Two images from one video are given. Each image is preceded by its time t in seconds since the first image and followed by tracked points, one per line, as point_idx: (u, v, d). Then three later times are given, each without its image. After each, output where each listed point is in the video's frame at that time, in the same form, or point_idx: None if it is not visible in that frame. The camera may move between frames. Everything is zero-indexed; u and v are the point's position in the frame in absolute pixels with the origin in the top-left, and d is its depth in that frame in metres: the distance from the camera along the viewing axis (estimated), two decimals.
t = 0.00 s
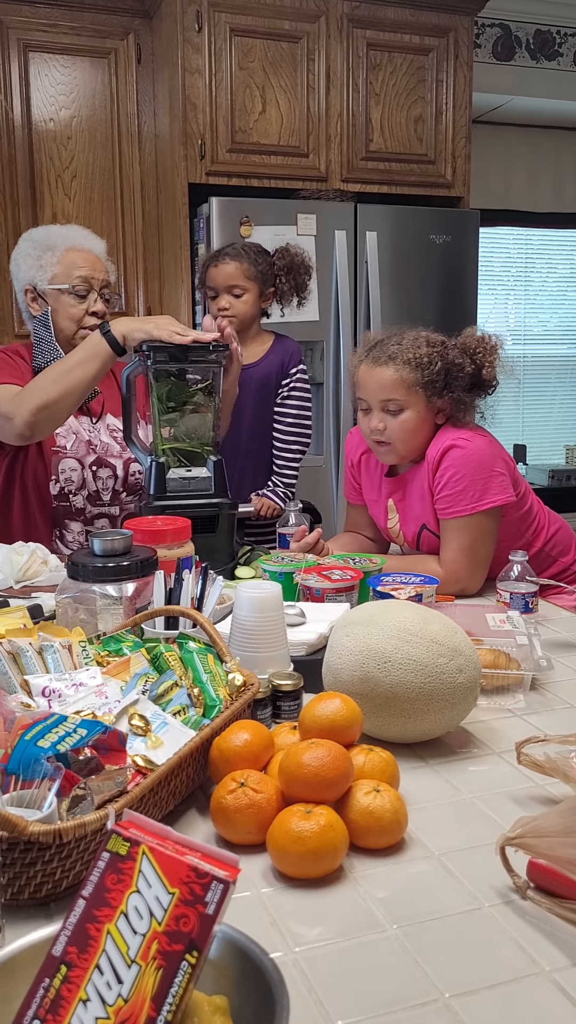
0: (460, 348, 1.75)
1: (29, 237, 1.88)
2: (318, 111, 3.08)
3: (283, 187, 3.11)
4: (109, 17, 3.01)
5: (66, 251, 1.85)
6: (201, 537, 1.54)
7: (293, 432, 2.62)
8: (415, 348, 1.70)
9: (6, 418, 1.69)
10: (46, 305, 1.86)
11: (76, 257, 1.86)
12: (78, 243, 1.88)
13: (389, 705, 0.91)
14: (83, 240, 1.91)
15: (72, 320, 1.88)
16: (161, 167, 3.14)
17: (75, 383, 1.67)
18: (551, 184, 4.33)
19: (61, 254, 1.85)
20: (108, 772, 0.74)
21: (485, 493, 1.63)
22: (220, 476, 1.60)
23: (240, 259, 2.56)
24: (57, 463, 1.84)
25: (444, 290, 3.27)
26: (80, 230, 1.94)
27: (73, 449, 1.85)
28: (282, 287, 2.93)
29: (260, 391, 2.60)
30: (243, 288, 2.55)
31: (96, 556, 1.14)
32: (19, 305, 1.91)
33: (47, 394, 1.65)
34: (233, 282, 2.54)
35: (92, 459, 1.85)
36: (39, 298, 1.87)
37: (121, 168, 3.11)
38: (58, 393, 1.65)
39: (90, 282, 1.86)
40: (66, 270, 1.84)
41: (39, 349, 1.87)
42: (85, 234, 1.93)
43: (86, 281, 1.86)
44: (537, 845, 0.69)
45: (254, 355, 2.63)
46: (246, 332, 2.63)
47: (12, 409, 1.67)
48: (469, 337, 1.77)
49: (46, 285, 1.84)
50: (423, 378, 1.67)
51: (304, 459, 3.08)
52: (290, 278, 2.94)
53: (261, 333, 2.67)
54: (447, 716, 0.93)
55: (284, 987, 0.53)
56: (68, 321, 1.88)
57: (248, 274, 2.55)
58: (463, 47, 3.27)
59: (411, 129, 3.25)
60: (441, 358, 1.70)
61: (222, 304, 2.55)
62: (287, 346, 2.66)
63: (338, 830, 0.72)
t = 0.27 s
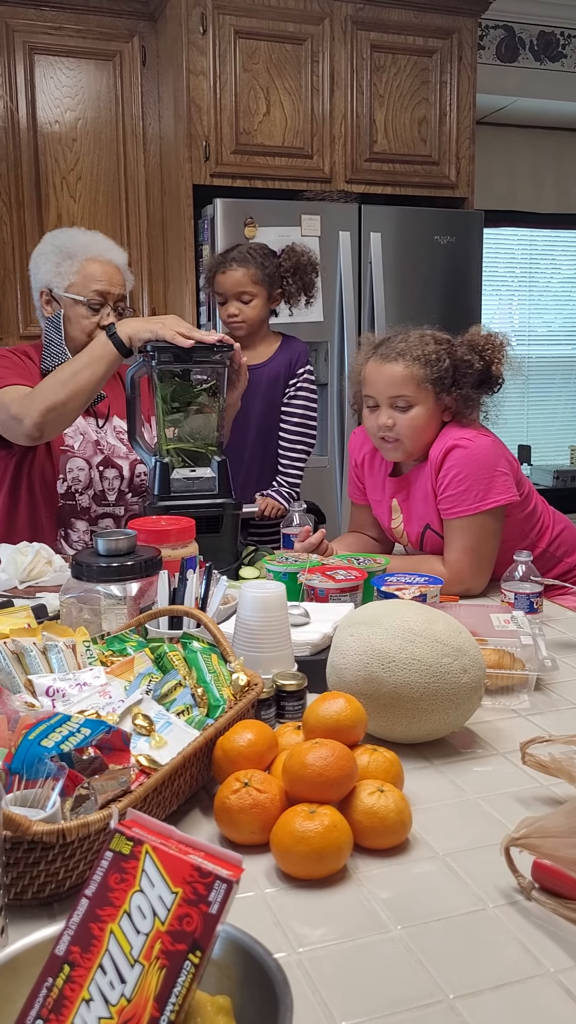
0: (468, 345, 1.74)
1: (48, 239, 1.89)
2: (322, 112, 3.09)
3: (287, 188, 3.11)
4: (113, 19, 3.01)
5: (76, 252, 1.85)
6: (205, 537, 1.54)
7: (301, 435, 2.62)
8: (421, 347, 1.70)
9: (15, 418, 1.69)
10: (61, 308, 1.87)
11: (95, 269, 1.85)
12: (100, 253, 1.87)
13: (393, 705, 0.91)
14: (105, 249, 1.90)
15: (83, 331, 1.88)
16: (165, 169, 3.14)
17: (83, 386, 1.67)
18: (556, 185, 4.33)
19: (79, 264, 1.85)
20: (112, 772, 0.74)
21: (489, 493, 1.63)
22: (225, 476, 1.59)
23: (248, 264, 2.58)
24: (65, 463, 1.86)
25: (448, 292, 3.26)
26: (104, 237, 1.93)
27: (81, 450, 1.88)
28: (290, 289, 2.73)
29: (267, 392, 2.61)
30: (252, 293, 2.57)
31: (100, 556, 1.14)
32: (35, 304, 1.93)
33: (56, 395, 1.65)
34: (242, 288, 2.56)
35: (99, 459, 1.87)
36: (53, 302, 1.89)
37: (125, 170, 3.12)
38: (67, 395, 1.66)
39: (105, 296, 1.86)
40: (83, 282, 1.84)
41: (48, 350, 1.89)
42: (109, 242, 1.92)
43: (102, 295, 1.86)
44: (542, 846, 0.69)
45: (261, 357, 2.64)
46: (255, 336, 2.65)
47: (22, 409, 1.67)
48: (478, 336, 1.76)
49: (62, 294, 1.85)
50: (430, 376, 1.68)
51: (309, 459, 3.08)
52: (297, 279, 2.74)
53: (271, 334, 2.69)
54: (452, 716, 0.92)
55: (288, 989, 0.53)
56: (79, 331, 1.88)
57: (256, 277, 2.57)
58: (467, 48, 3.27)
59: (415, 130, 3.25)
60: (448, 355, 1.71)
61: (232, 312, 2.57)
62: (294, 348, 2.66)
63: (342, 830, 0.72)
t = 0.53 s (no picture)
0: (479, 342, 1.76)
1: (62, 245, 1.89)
2: (328, 113, 3.08)
3: (293, 189, 3.10)
4: (120, 20, 3.02)
5: (86, 254, 1.85)
6: (211, 539, 1.53)
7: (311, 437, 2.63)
8: (429, 346, 1.70)
9: (20, 415, 1.69)
10: (70, 315, 1.88)
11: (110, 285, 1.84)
12: (119, 269, 1.86)
13: (399, 706, 0.90)
14: (125, 264, 1.89)
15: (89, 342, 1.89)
16: (172, 170, 3.14)
17: (87, 385, 1.67)
18: (563, 185, 4.32)
19: (95, 278, 1.83)
20: (117, 773, 0.74)
21: (495, 493, 1.62)
22: (231, 478, 1.59)
23: (259, 265, 2.59)
24: (68, 465, 1.85)
25: (455, 292, 3.26)
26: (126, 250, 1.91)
27: (84, 453, 1.87)
28: (300, 292, 2.68)
29: (278, 392, 2.62)
30: (261, 296, 2.59)
31: (106, 557, 1.14)
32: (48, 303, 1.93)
33: (60, 394, 1.65)
34: (252, 290, 2.58)
35: (103, 463, 1.86)
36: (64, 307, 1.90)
37: (131, 171, 3.12)
38: (71, 394, 1.66)
39: (116, 313, 1.86)
40: (96, 297, 1.83)
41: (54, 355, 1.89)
42: (129, 256, 1.91)
43: (114, 311, 1.85)
44: (550, 848, 0.68)
45: (270, 357, 2.65)
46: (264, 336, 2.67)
47: (28, 407, 1.67)
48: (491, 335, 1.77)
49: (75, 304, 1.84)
50: (445, 369, 1.68)
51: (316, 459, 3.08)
52: (308, 282, 2.68)
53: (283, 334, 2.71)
54: (458, 717, 0.92)
55: (293, 991, 0.52)
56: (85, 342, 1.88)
57: (266, 278, 2.58)
58: (474, 48, 3.26)
59: (421, 130, 3.24)
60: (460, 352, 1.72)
61: (242, 312, 2.60)
62: (303, 349, 2.67)
63: (348, 832, 0.71)
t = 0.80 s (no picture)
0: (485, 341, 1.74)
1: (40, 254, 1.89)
2: (331, 113, 3.08)
3: (296, 189, 3.10)
4: (123, 21, 3.02)
5: (70, 262, 1.87)
6: (214, 540, 1.54)
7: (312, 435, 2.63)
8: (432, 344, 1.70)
9: (19, 416, 1.67)
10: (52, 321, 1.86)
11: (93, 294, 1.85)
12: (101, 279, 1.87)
13: (401, 707, 0.90)
14: (106, 274, 1.90)
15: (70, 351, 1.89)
16: (175, 170, 3.15)
17: (90, 386, 1.65)
18: (567, 185, 4.31)
19: (79, 288, 1.84)
20: (118, 773, 0.74)
21: (497, 493, 1.62)
22: (233, 478, 1.60)
23: (256, 263, 2.57)
24: (59, 470, 1.87)
25: (458, 292, 3.25)
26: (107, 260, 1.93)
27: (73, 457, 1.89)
28: (297, 285, 2.73)
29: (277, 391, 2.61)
30: (260, 292, 2.57)
31: (107, 557, 1.14)
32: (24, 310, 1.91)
33: (63, 395, 1.63)
34: (250, 286, 2.56)
35: (90, 466, 1.89)
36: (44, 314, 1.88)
37: (134, 172, 3.12)
38: (75, 395, 1.64)
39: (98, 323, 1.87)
40: (80, 305, 1.84)
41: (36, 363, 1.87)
42: (110, 266, 1.92)
43: (96, 321, 1.86)
44: (550, 848, 0.68)
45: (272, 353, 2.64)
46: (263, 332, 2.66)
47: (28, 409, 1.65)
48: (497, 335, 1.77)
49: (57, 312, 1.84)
50: (451, 369, 1.68)
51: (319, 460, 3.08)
52: (305, 274, 2.73)
53: (281, 333, 2.68)
54: (460, 717, 0.92)
55: (292, 990, 0.52)
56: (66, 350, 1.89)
57: (265, 276, 2.57)
58: (477, 48, 3.26)
59: (424, 131, 3.24)
60: (466, 352, 1.72)
61: (241, 310, 2.58)
62: (303, 347, 2.64)
63: (349, 832, 0.71)
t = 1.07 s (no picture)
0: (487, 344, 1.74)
1: (15, 255, 1.84)
2: (333, 114, 3.09)
3: (298, 189, 3.11)
4: (124, 21, 3.03)
5: (47, 265, 1.83)
6: (215, 540, 1.54)
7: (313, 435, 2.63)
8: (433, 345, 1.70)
9: (13, 412, 1.62)
10: (33, 321, 1.82)
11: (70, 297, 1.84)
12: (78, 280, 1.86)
13: (401, 706, 0.90)
14: (82, 275, 1.88)
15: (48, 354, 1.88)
16: (176, 171, 3.15)
17: (89, 381, 1.62)
18: (569, 184, 4.30)
19: (57, 291, 1.82)
20: (118, 772, 0.74)
21: (498, 493, 1.62)
22: (235, 478, 1.60)
23: (254, 269, 2.55)
24: (39, 474, 1.88)
25: (460, 293, 3.25)
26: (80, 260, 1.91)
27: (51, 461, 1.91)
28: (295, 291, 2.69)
29: (278, 395, 2.61)
30: (257, 298, 2.55)
31: (109, 557, 1.15)
32: None
33: (60, 390, 1.60)
34: (248, 293, 2.53)
35: (67, 473, 1.93)
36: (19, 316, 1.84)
37: (136, 173, 3.13)
38: (73, 390, 1.61)
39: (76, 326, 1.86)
40: (59, 309, 1.82)
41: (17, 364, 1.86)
42: (84, 266, 1.91)
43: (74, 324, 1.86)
44: (550, 845, 0.68)
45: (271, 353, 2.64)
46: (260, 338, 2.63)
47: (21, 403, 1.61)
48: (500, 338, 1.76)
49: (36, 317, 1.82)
50: (451, 370, 1.68)
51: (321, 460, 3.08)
52: (303, 282, 2.69)
53: (277, 334, 2.67)
54: (461, 716, 0.92)
55: (291, 986, 0.52)
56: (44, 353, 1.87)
57: (262, 282, 2.54)
58: (478, 48, 3.26)
59: (426, 131, 3.24)
60: (468, 353, 1.72)
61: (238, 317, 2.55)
62: (302, 349, 2.64)
63: (349, 830, 0.71)
